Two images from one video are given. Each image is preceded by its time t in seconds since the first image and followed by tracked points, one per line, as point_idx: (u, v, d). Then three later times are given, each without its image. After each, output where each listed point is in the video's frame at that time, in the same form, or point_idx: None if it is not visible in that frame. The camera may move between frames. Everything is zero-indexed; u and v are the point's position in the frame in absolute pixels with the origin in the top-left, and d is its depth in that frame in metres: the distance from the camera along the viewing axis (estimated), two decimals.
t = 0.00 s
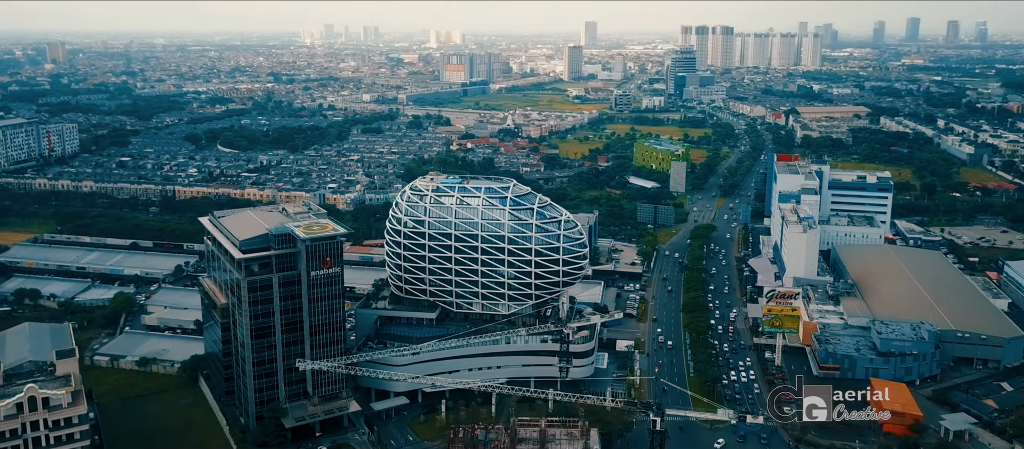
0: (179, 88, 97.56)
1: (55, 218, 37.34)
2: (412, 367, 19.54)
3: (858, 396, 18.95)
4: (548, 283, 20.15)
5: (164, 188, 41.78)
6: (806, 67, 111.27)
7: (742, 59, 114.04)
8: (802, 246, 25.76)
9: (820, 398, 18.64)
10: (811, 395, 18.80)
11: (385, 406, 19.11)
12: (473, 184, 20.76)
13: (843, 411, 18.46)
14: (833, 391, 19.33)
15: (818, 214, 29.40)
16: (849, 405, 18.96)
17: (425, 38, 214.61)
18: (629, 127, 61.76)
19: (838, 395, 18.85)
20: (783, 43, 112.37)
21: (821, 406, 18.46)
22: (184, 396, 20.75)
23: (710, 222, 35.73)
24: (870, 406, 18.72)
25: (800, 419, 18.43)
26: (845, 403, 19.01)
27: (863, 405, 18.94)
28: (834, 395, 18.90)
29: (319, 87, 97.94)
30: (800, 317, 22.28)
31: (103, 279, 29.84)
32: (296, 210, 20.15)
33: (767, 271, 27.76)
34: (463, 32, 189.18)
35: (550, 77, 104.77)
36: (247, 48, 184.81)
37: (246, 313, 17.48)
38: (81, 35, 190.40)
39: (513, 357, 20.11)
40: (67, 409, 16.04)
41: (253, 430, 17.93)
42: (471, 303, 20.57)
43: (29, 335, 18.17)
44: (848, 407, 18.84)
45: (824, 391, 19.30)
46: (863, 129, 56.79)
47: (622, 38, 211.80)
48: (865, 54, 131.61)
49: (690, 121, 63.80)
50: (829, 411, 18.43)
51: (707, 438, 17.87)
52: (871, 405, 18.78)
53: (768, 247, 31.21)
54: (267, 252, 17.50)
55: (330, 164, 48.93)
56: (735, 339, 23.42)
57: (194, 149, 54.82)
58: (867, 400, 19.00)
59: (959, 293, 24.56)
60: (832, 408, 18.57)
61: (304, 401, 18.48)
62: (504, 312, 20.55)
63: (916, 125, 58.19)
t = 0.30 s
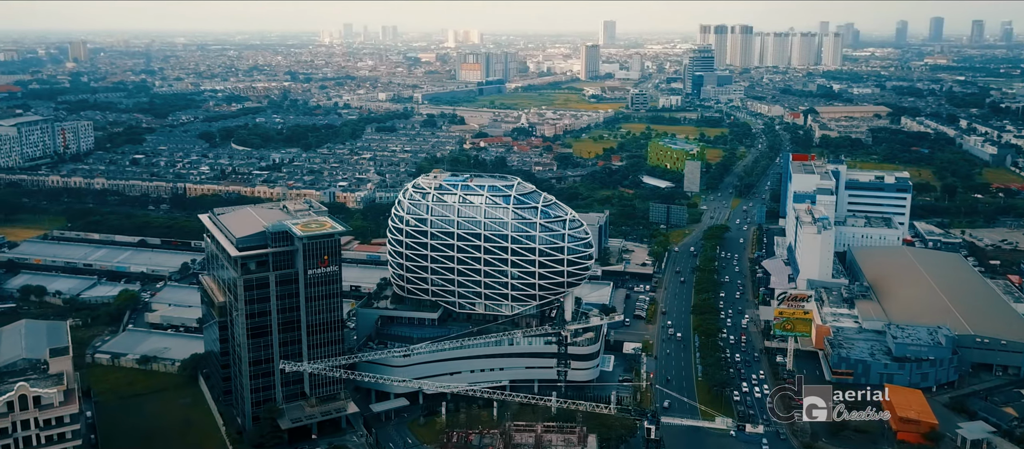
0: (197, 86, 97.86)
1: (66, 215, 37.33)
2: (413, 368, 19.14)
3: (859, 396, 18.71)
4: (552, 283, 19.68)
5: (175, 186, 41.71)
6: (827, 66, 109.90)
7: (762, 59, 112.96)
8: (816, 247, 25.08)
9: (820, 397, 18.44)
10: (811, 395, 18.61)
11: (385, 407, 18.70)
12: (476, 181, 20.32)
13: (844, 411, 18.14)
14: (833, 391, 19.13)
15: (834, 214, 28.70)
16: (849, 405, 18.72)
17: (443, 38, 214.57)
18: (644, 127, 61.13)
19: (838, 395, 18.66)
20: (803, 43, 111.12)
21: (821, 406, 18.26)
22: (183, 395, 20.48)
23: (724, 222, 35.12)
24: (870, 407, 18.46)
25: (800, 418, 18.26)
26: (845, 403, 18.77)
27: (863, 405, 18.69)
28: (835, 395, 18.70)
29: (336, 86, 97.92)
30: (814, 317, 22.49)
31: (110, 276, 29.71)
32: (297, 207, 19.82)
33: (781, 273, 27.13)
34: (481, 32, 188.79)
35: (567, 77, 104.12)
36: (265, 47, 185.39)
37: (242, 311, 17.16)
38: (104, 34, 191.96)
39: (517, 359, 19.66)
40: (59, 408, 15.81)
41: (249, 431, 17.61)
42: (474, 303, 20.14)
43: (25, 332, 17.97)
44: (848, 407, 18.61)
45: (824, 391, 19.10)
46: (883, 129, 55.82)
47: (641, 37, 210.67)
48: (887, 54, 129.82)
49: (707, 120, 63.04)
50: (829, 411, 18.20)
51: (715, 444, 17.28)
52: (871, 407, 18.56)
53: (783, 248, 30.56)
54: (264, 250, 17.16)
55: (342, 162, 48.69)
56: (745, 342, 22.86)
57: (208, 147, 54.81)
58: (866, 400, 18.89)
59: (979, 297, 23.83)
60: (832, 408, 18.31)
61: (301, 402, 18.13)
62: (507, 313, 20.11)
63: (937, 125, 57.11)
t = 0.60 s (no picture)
0: (213, 88, 98.21)
1: (75, 215, 37.30)
2: (412, 373, 18.84)
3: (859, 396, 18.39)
4: (555, 287, 19.13)
5: (185, 187, 41.62)
6: (846, 69, 108.73)
7: (779, 62, 112.03)
8: (829, 252, 24.47)
9: (821, 397, 18.01)
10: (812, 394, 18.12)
11: (383, 413, 18.32)
12: (478, 183, 19.90)
13: (844, 411, 17.91)
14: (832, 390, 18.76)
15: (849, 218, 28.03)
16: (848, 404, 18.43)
17: (460, 41, 214.74)
18: (659, 129, 60.52)
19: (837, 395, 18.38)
20: (822, 46, 110.03)
21: (822, 406, 17.84)
22: (181, 398, 20.17)
23: (737, 227, 34.49)
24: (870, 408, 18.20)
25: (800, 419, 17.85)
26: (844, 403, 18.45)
27: (862, 405, 18.42)
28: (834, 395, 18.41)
29: (351, 88, 97.94)
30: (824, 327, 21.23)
31: (115, 277, 29.55)
32: (296, 207, 19.48)
33: (793, 277, 26.50)
34: (498, 35, 188.65)
35: (582, 79, 103.60)
36: (283, 50, 186.12)
37: (237, 313, 16.81)
38: (124, 36, 193.55)
39: (518, 365, 19.26)
40: (48, 411, 15.52)
41: (244, 435, 17.26)
42: (475, 307, 19.72)
43: (18, 333, 17.73)
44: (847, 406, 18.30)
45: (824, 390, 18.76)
46: (901, 132, 54.92)
47: (658, 40, 209.77)
48: (908, 57, 128.34)
49: (723, 123, 62.34)
50: (829, 411, 17.84)
51: None
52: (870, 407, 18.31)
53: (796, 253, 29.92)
54: (260, 251, 16.79)
55: (353, 163, 48.46)
56: (754, 349, 22.25)
57: (220, 148, 54.78)
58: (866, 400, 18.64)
59: (998, 305, 23.12)
60: (832, 408, 18.00)
61: (297, 406, 17.77)
62: (509, 317, 19.64)
63: (958, 129, 56.13)
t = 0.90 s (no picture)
0: (234, 87, 98.60)
1: (91, 212, 37.35)
2: (417, 373, 18.44)
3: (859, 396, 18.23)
4: (563, 288, 18.68)
5: (200, 185, 41.60)
6: (872, 70, 107.09)
7: (804, 62, 110.69)
8: (849, 254, 23.80)
9: (820, 397, 17.87)
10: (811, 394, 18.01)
11: (387, 414, 17.92)
12: (486, 181, 19.50)
13: (843, 411, 17.79)
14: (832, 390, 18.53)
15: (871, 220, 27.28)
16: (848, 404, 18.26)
17: (482, 41, 214.59)
18: (679, 129, 59.78)
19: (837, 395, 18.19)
20: (847, 46, 108.51)
21: (821, 406, 17.72)
22: (185, 396, 19.94)
23: (757, 228, 33.80)
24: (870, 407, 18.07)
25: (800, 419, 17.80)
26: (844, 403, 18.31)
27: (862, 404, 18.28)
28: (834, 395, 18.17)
29: (371, 88, 97.94)
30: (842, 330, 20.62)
31: (126, 274, 29.48)
32: (301, 205, 19.18)
33: (812, 280, 25.84)
34: (520, 36, 188.05)
35: (603, 79, 102.86)
36: (306, 50, 186.90)
37: (238, 312, 16.53)
38: (149, 36, 195.38)
39: (525, 367, 18.81)
40: (45, 408, 15.30)
41: (244, 435, 16.96)
42: (482, 307, 19.31)
43: (20, 330, 17.58)
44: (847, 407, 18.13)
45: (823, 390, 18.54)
46: (928, 133, 53.82)
47: (682, 40, 208.35)
48: (936, 57, 126.29)
49: (745, 123, 61.47)
50: (829, 411, 17.69)
51: None
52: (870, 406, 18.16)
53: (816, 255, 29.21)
54: (261, 249, 16.50)
55: (370, 162, 48.24)
56: (770, 354, 21.63)
57: (238, 146, 54.81)
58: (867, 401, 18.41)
59: None
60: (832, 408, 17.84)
61: (298, 406, 17.45)
62: (516, 318, 19.21)
63: (986, 129, 54.92)
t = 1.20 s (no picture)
0: (256, 88, 98.99)
1: (106, 210, 37.38)
2: (422, 375, 18.05)
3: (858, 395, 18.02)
4: (572, 290, 18.20)
5: (216, 183, 41.58)
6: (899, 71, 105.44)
7: (830, 63, 109.30)
8: (870, 257, 23.11)
9: (821, 397, 17.46)
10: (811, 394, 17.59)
11: (391, 416, 17.53)
12: (494, 179, 19.07)
13: (844, 411, 17.43)
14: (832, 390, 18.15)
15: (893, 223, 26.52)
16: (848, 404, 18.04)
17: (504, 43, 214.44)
18: (700, 130, 59.03)
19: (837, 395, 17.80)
20: (874, 46, 106.93)
21: (822, 406, 17.31)
22: (189, 396, 19.68)
23: (776, 230, 33.10)
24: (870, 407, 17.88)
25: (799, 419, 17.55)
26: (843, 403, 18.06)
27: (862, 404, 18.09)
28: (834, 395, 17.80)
29: (392, 88, 97.92)
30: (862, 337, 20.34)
31: (138, 272, 29.39)
32: (306, 202, 18.87)
33: (831, 284, 25.15)
34: (543, 37, 187.37)
35: (625, 80, 102.12)
36: (329, 51, 187.63)
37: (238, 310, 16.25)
38: (175, 36, 197.21)
39: (533, 369, 18.38)
40: (41, 406, 15.06)
41: (243, 435, 16.66)
42: (489, 309, 18.90)
43: (20, 327, 17.42)
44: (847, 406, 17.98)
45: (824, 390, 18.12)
46: (955, 135, 52.69)
47: (705, 42, 206.92)
48: (965, 59, 124.21)
49: (767, 124, 60.59)
50: (830, 411, 17.32)
51: None
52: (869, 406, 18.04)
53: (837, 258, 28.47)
54: (261, 246, 16.21)
55: (387, 162, 48.02)
56: (786, 359, 21.03)
57: (257, 145, 54.85)
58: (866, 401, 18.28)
59: None
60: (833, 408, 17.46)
61: (300, 407, 17.14)
62: (524, 319, 18.78)
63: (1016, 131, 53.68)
